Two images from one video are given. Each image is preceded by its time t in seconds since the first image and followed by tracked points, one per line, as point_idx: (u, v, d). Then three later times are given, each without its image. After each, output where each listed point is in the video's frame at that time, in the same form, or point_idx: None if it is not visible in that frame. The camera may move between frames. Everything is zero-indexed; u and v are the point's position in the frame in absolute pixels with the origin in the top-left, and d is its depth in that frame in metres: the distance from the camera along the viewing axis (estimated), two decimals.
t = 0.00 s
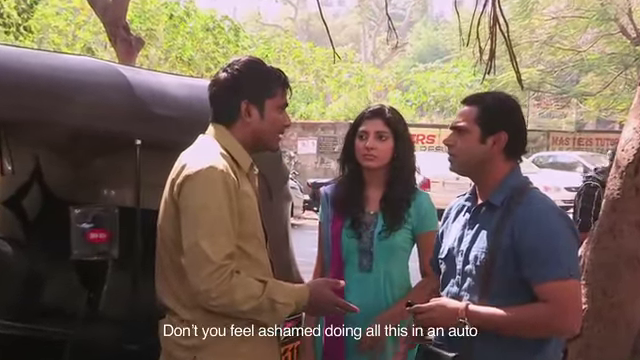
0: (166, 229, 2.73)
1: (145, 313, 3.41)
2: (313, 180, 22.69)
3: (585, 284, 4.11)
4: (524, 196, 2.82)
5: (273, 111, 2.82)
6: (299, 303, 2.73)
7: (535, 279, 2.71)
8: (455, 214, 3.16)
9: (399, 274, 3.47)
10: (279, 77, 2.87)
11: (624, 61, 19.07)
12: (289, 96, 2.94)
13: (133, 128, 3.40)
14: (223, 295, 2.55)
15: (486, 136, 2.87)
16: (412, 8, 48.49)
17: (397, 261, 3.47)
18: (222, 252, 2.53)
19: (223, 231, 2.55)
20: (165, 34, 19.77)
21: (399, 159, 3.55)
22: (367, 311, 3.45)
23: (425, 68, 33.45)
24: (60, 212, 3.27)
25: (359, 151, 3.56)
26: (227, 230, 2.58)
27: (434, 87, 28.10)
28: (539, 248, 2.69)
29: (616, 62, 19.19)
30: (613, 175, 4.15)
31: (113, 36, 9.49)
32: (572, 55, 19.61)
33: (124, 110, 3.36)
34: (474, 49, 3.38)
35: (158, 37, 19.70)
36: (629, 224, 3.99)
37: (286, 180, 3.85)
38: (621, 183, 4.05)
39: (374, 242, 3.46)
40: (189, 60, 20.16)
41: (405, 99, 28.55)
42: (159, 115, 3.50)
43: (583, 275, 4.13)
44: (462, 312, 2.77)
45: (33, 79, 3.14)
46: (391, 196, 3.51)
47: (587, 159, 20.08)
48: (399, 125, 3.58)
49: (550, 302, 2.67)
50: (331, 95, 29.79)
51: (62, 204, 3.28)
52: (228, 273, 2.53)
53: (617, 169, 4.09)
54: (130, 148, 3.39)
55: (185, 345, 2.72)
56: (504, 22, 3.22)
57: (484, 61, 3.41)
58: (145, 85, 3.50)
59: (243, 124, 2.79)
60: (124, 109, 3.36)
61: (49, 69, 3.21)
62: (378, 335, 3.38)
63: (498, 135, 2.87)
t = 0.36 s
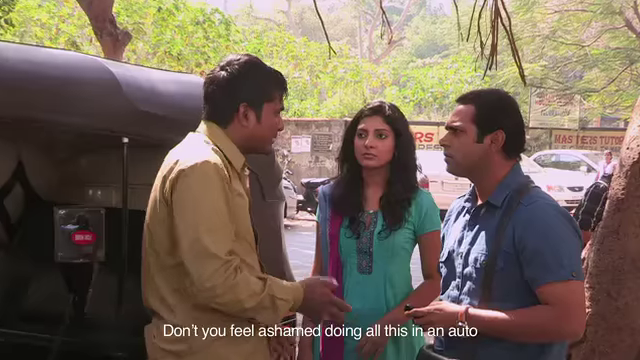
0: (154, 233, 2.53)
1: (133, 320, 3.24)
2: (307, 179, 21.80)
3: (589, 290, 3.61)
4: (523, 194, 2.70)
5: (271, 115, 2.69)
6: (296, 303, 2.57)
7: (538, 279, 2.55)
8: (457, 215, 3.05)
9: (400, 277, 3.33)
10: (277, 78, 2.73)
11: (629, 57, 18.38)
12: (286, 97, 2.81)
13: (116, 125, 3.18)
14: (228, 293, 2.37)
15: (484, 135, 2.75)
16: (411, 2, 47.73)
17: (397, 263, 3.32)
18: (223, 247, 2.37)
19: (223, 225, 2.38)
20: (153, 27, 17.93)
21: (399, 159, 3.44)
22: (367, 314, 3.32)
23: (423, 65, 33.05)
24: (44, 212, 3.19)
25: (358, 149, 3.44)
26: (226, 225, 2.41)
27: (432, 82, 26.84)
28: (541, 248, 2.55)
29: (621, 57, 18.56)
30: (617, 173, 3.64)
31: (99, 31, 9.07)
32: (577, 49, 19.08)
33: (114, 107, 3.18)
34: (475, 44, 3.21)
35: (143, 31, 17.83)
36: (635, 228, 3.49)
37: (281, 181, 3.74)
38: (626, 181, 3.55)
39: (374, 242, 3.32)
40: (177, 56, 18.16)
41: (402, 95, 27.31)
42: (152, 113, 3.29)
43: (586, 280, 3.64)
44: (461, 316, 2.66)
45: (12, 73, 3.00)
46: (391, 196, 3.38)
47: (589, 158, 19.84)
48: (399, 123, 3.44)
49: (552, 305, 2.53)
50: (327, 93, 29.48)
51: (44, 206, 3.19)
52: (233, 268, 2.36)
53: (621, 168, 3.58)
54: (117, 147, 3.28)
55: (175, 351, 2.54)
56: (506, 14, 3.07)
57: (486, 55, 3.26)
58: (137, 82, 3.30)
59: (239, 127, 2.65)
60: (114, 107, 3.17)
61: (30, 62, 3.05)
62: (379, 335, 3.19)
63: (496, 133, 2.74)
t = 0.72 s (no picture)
0: (151, 231, 2.43)
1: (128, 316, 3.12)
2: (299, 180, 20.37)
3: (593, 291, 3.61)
4: (523, 194, 2.58)
5: (271, 115, 2.63)
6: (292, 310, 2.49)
7: (537, 280, 2.43)
8: (456, 216, 2.93)
9: (398, 279, 3.21)
10: (279, 78, 2.68)
11: (635, 52, 17.07)
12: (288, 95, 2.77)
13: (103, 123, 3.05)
14: (226, 298, 2.30)
15: (482, 133, 2.62)
16: None
17: (395, 265, 3.20)
18: (225, 251, 2.31)
19: (227, 229, 2.32)
20: (139, 21, 14.78)
21: (398, 157, 3.31)
22: (366, 317, 3.19)
23: (421, 59, 32.36)
24: (26, 215, 3.17)
25: (355, 147, 3.33)
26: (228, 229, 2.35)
27: (431, 78, 24.57)
28: (541, 250, 2.43)
29: (626, 52, 17.21)
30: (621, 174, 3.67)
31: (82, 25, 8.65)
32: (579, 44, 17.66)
33: (97, 104, 3.04)
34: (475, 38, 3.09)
35: (131, 24, 14.67)
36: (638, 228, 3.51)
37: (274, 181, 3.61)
38: (631, 183, 3.57)
39: (370, 243, 3.21)
40: (166, 52, 15.37)
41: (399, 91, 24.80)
42: (137, 110, 3.17)
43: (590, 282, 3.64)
44: (459, 321, 2.55)
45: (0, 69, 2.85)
46: (389, 195, 3.26)
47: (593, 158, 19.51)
48: (397, 121, 3.33)
49: (550, 308, 2.42)
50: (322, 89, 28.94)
51: (27, 207, 3.18)
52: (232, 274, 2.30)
53: (626, 167, 3.60)
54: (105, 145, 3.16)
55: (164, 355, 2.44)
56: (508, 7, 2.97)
57: (486, 49, 3.16)
58: (122, 76, 3.17)
59: (236, 126, 2.59)
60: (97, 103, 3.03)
61: (16, 58, 2.91)
62: (378, 335, 3.09)
63: (495, 132, 2.62)
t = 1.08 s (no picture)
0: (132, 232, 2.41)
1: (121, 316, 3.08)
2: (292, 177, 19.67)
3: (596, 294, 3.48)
4: (523, 194, 2.46)
5: (264, 109, 2.51)
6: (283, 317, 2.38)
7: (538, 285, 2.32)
8: (456, 216, 2.81)
9: (393, 282, 3.09)
10: (271, 71, 2.56)
11: None
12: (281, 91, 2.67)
13: (86, 120, 2.93)
14: (193, 300, 2.23)
15: (484, 131, 2.51)
16: None
17: (389, 268, 3.09)
18: (195, 252, 2.23)
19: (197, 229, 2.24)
20: (125, 13, 14.50)
21: (394, 156, 3.20)
22: (363, 319, 3.08)
23: (419, 53, 31.77)
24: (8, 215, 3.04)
25: (349, 146, 3.21)
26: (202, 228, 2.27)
27: (429, 74, 22.71)
28: (542, 254, 2.32)
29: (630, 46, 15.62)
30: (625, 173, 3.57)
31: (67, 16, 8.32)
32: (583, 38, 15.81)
33: (81, 100, 2.92)
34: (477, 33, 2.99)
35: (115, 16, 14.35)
36: None
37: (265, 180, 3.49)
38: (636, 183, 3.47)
39: (365, 246, 3.09)
40: (154, 46, 14.88)
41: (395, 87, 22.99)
42: (124, 106, 3.05)
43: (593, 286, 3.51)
44: (457, 323, 2.46)
45: None
46: (384, 197, 3.15)
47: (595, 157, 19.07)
48: (394, 118, 3.21)
49: (550, 313, 2.31)
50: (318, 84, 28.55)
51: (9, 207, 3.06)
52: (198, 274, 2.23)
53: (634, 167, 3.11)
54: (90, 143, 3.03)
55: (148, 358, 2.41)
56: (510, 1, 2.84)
57: (488, 45, 3.03)
58: (107, 72, 3.06)
59: (229, 122, 2.47)
60: (81, 99, 2.92)
61: None
62: (378, 334, 2.98)
63: (497, 129, 2.50)
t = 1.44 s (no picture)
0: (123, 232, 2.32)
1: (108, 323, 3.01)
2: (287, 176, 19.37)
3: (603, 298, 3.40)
4: (527, 194, 2.35)
5: (258, 104, 2.40)
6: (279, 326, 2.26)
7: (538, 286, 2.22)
8: (457, 216, 2.69)
9: (389, 287, 2.98)
10: (264, 65, 2.45)
11: None
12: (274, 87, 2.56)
13: (72, 118, 2.82)
14: (169, 304, 2.13)
15: (480, 129, 2.40)
16: None
17: (386, 273, 2.98)
18: (174, 253, 2.13)
19: (178, 230, 2.14)
20: (113, 6, 14.26)
21: (389, 154, 3.09)
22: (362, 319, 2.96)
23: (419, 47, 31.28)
24: None
25: (343, 144, 3.10)
26: (185, 230, 2.16)
27: (428, 69, 22.50)
28: (543, 257, 2.21)
29: None
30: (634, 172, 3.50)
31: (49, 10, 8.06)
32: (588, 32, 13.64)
33: (68, 96, 2.81)
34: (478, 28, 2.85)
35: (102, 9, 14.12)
36: None
37: (258, 179, 3.38)
38: None
39: (361, 250, 2.98)
40: (142, 39, 14.65)
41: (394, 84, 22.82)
42: (112, 103, 2.94)
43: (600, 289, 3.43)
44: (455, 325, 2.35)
45: None
46: (381, 199, 3.04)
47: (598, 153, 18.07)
48: (390, 116, 3.11)
49: (551, 317, 2.21)
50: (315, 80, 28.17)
51: None
52: (174, 279, 2.12)
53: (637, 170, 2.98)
54: (75, 141, 2.91)
55: None
56: None
57: (489, 38, 2.90)
58: (94, 67, 2.94)
59: (221, 119, 2.36)
60: (68, 95, 2.81)
61: None
62: (378, 334, 2.94)
63: (496, 127, 2.39)
